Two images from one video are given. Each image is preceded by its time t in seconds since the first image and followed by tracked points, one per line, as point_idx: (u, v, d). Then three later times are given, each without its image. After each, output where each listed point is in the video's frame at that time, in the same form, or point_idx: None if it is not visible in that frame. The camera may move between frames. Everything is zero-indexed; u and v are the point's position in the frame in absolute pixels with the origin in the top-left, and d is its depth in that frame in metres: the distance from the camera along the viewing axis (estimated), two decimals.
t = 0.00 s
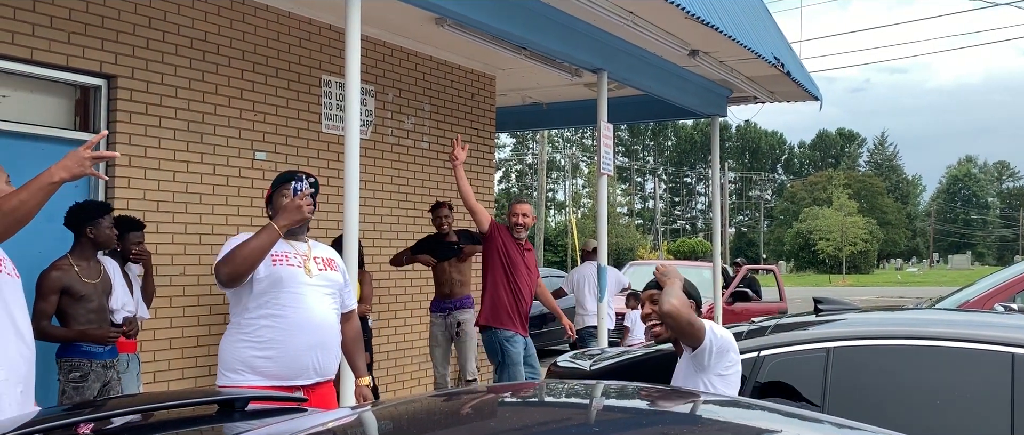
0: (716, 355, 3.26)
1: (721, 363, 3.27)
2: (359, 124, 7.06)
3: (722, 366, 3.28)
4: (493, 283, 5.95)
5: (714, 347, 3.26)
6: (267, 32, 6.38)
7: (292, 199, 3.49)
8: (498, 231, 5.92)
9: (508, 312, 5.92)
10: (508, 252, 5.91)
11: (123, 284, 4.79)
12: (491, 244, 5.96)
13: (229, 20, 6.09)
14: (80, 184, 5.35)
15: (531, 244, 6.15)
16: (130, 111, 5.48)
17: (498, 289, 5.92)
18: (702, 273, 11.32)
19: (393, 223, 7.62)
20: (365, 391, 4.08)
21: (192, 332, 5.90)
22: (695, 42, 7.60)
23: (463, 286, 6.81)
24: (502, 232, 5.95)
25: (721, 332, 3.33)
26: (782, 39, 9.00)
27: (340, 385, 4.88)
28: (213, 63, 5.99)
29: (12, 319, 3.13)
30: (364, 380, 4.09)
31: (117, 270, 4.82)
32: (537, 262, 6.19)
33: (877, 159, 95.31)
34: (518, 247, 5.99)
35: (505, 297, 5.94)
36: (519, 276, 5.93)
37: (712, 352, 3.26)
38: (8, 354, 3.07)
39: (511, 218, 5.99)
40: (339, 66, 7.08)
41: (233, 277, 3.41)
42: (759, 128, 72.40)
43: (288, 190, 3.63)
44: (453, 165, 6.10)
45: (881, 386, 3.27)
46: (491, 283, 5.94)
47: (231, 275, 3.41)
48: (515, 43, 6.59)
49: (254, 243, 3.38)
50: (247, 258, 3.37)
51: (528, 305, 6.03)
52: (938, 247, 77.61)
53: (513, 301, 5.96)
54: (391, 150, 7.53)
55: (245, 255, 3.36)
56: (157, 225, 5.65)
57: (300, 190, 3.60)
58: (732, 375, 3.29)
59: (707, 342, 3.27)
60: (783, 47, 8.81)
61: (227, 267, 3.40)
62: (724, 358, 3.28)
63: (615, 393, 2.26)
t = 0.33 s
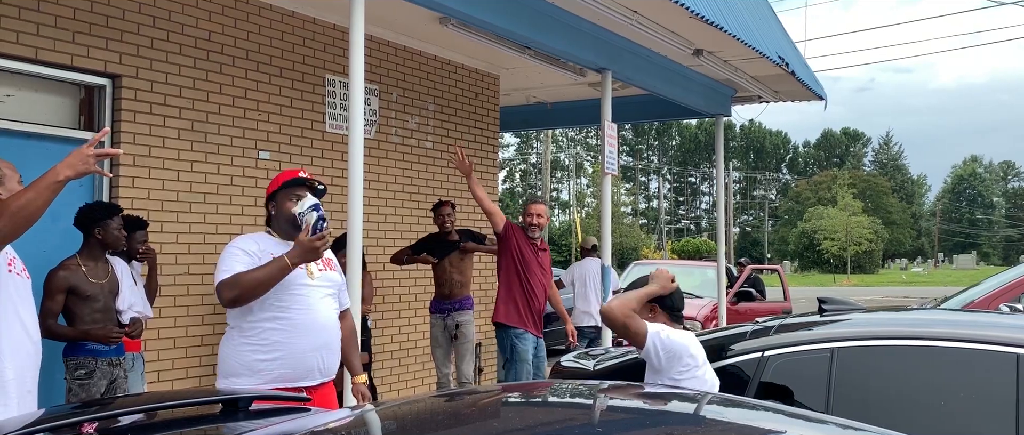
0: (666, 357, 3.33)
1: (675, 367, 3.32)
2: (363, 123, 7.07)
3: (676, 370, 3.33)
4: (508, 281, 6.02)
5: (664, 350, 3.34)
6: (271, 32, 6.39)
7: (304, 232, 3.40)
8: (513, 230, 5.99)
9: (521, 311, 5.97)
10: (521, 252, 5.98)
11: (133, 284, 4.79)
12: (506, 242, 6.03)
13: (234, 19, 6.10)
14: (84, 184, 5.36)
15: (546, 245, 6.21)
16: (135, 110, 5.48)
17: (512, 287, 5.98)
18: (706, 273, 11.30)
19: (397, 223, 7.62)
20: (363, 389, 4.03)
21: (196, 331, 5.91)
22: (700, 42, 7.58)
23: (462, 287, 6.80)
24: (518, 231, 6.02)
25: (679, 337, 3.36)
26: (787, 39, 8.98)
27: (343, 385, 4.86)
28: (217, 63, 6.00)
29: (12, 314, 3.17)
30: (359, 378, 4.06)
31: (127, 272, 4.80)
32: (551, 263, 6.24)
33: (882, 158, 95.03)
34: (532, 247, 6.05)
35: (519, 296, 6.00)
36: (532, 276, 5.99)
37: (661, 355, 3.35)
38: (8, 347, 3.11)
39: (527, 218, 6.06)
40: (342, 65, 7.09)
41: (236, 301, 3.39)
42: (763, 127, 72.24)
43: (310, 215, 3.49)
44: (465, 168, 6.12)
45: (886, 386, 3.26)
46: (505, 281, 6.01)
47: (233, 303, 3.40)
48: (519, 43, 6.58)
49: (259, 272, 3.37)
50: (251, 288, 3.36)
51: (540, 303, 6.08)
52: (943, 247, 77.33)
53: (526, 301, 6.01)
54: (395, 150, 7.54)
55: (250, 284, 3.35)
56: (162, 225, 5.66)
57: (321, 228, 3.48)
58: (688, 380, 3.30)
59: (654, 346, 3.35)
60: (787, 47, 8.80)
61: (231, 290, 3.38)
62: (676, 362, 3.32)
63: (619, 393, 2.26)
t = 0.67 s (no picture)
0: (620, 353, 3.11)
1: (628, 362, 3.11)
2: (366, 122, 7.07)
3: (631, 366, 3.10)
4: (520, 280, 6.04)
5: (614, 346, 3.12)
6: (275, 30, 6.39)
7: (315, 262, 3.38)
8: (523, 229, 6.00)
9: (532, 309, 5.99)
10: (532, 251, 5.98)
11: (140, 282, 4.82)
12: (516, 242, 6.04)
13: (237, 18, 6.10)
14: (88, 182, 5.38)
15: (558, 243, 6.21)
16: (138, 108, 5.49)
17: (523, 287, 6.00)
18: (709, 272, 11.29)
19: (400, 222, 7.62)
20: (352, 384, 4.18)
21: (199, 330, 5.91)
22: (703, 41, 7.57)
23: (463, 287, 6.80)
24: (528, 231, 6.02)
25: (632, 331, 3.13)
26: (791, 38, 8.97)
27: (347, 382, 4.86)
28: (220, 61, 6.00)
29: (24, 312, 3.19)
30: (350, 373, 4.17)
31: (133, 270, 4.82)
32: (563, 261, 6.23)
33: (885, 158, 94.87)
34: (543, 246, 6.04)
35: (530, 295, 6.01)
36: (542, 276, 5.99)
37: (612, 351, 3.13)
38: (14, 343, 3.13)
39: (538, 217, 6.05)
40: (346, 64, 7.09)
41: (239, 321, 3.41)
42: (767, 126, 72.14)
43: (324, 244, 3.40)
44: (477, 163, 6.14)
45: (890, 386, 3.25)
46: (516, 281, 6.03)
47: (234, 322, 3.42)
48: (522, 42, 6.58)
49: (263, 294, 3.38)
50: (254, 310, 3.38)
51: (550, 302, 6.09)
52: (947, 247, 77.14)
53: (536, 300, 6.02)
54: (399, 149, 7.54)
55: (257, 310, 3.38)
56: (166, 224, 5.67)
57: (334, 261, 3.42)
58: (643, 377, 3.08)
59: (603, 343, 3.13)
60: (791, 46, 8.78)
61: (232, 311, 3.38)
62: (628, 358, 3.10)
63: (622, 392, 2.25)
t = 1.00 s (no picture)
0: (585, 337, 3.13)
1: (595, 347, 3.13)
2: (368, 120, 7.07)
3: (598, 351, 3.13)
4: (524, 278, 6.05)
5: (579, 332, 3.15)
6: (277, 28, 6.39)
7: (317, 284, 3.36)
8: (526, 226, 6.01)
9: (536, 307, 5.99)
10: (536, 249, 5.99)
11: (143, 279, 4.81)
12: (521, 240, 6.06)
13: (239, 16, 6.10)
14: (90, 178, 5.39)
15: (563, 240, 6.19)
16: (141, 106, 5.49)
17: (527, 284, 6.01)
18: (710, 271, 11.29)
19: (402, 220, 7.63)
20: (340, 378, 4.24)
21: (200, 327, 5.93)
22: (706, 39, 7.57)
23: (462, 287, 6.79)
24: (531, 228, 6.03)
25: (596, 316, 3.15)
26: (794, 37, 8.96)
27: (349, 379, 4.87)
28: (223, 58, 6.00)
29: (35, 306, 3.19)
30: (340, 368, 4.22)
31: (136, 266, 4.79)
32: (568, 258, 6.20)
33: (888, 157, 94.77)
34: (547, 244, 6.04)
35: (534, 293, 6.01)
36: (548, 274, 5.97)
37: (578, 336, 3.15)
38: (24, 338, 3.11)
39: (541, 214, 6.06)
40: (348, 62, 7.08)
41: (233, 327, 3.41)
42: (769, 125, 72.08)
43: (330, 265, 3.42)
44: (482, 160, 6.15)
45: (892, 385, 3.25)
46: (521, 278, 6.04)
47: (227, 326, 3.42)
48: (524, 40, 6.58)
49: (259, 304, 3.38)
50: (248, 319, 3.38)
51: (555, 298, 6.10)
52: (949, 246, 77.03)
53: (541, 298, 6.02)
54: (401, 146, 7.54)
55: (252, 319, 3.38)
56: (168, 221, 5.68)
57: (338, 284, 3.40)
58: (610, 361, 3.11)
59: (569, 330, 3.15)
60: (794, 45, 8.77)
61: (225, 317, 3.38)
62: (594, 343, 3.12)
63: (622, 389, 2.26)
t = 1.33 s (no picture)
0: (564, 332, 3.21)
1: (575, 342, 3.20)
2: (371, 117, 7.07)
3: (578, 345, 3.19)
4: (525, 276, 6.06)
5: (559, 326, 3.22)
6: (279, 25, 6.39)
7: (317, 301, 3.42)
8: (525, 224, 6.02)
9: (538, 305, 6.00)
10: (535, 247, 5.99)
11: (145, 277, 4.83)
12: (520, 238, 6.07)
13: (242, 13, 6.10)
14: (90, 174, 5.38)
15: (564, 236, 6.18)
16: (144, 103, 5.49)
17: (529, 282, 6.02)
18: (711, 269, 11.28)
19: (404, 217, 7.63)
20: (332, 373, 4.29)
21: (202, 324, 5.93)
22: (708, 38, 7.58)
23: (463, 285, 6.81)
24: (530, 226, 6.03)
25: (576, 311, 3.21)
26: (796, 36, 8.96)
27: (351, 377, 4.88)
28: (225, 56, 6.00)
29: (50, 302, 3.10)
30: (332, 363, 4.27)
31: (139, 265, 4.83)
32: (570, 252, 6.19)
33: (890, 156, 94.64)
34: (546, 241, 6.04)
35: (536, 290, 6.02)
36: (549, 269, 5.98)
37: (558, 330, 3.22)
38: (40, 334, 3.04)
39: (540, 211, 6.06)
40: (351, 60, 7.07)
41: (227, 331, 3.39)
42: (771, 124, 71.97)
43: (330, 281, 3.54)
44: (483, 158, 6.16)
45: (891, 384, 3.25)
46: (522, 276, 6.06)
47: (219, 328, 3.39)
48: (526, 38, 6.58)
49: (255, 310, 3.38)
50: (242, 324, 3.37)
51: (557, 295, 6.10)
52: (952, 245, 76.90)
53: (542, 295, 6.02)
54: (403, 144, 7.54)
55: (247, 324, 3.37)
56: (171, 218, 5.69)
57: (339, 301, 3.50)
58: (590, 355, 3.16)
59: (548, 325, 3.23)
60: (797, 43, 8.77)
61: (218, 320, 3.35)
62: (573, 337, 3.19)
63: (624, 388, 2.26)
